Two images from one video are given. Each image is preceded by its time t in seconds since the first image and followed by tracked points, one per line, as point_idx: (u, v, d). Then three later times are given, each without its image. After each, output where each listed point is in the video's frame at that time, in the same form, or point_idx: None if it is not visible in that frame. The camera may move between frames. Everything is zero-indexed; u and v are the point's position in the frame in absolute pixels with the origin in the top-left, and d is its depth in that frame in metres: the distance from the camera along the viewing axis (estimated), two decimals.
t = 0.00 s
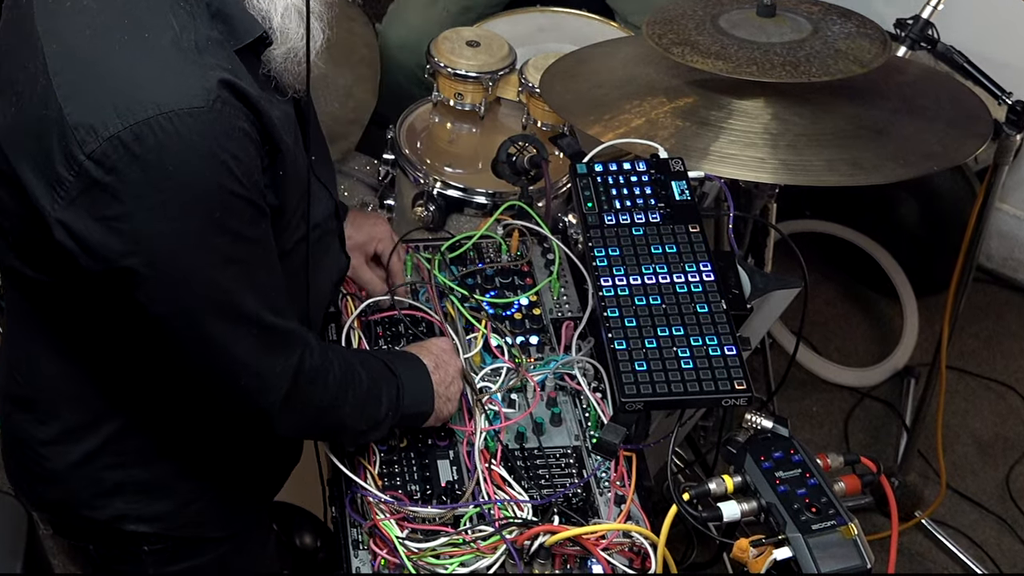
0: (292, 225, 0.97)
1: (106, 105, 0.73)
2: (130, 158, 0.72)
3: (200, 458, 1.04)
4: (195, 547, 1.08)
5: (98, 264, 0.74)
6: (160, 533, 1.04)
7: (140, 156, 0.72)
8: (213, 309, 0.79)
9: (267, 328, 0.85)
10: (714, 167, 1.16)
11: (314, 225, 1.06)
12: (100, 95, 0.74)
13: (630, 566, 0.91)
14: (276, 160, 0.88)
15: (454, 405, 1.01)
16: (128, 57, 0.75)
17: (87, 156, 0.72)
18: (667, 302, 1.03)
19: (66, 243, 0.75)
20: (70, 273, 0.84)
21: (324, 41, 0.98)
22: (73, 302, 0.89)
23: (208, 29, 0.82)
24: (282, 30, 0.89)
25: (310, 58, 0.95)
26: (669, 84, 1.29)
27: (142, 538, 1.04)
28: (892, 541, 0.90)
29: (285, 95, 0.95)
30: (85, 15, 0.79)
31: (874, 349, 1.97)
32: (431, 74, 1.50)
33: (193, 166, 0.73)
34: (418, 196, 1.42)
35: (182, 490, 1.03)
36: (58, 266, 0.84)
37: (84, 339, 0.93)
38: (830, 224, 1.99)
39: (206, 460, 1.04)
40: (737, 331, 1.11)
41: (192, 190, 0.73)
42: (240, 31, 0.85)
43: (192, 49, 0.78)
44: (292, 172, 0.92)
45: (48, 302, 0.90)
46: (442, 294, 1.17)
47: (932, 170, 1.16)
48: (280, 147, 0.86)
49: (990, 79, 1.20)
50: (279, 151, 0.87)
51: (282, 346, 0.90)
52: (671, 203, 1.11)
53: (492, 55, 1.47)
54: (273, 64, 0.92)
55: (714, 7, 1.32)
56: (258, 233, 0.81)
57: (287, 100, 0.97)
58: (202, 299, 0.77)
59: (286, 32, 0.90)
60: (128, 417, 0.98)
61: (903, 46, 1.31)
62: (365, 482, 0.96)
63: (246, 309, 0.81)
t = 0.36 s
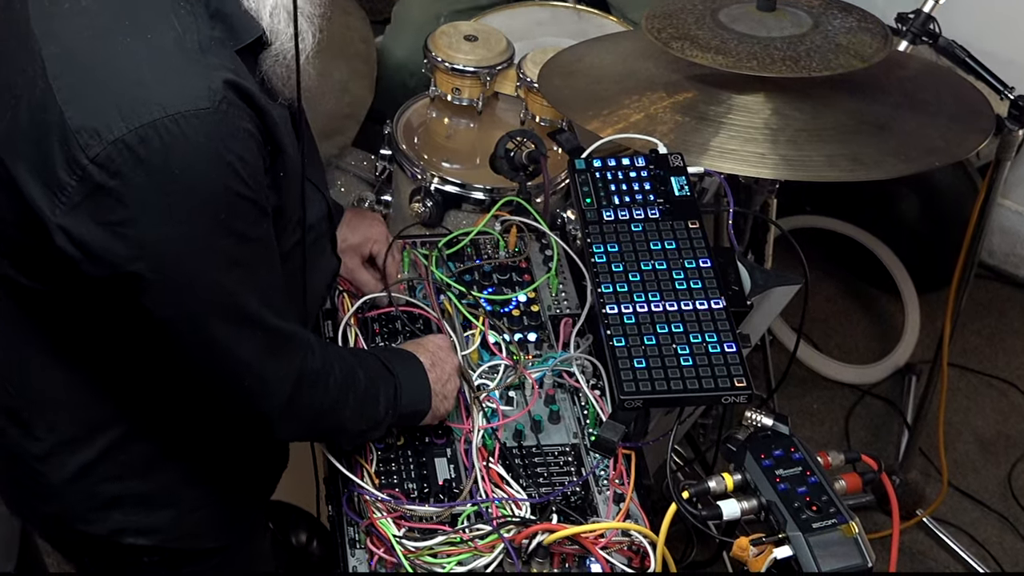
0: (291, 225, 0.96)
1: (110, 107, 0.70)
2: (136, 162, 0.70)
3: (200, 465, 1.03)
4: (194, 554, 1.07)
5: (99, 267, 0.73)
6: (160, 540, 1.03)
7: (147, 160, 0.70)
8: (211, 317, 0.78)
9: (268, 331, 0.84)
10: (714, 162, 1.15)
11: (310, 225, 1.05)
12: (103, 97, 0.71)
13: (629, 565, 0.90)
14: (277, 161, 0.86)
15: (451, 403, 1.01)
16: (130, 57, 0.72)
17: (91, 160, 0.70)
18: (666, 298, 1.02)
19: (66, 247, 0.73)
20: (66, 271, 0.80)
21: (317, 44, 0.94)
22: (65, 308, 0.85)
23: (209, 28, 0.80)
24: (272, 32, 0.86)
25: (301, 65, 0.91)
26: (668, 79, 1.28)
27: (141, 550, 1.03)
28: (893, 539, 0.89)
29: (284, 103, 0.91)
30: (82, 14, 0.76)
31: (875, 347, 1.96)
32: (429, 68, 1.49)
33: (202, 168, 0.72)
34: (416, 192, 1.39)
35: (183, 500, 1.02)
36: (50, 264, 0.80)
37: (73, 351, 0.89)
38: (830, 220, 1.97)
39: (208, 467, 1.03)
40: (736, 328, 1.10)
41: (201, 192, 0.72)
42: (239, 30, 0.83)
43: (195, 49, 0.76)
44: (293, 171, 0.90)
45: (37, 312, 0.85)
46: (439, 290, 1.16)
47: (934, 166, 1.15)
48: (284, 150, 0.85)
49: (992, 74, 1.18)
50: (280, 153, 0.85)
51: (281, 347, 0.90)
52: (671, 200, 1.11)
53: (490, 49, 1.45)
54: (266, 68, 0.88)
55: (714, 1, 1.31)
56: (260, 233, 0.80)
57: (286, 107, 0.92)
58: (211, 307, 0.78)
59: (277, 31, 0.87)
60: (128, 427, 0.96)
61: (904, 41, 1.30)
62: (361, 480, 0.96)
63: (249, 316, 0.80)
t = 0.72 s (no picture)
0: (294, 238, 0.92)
1: (122, 114, 0.68)
2: (147, 169, 0.67)
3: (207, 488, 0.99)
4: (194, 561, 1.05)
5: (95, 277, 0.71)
6: (167, 552, 1.01)
7: (159, 167, 0.67)
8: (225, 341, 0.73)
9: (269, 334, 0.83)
10: (714, 158, 1.14)
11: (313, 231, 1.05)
12: (115, 104, 0.69)
13: (628, 565, 0.89)
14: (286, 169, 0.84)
15: (474, 420, 0.94)
16: (142, 62, 0.71)
17: (99, 168, 0.67)
18: (666, 294, 1.01)
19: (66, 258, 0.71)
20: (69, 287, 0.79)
21: (325, 40, 0.93)
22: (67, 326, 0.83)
23: (221, 32, 0.78)
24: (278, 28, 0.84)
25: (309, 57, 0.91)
26: (668, 73, 1.27)
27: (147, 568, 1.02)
28: (894, 537, 0.89)
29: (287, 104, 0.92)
30: (92, 21, 0.74)
31: (877, 344, 1.95)
32: (426, 63, 1.48)
33: (213, 175, 0.68)
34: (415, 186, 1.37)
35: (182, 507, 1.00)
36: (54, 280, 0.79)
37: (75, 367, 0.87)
38: (832, 216, 1.98)
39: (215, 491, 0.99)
40: (737, 325, 1.09)
41: (210, 200, 0.68)
42: (250, 32, 0.82)
43: (209, 53, 0.74)
44: (299, 178, 0.89)
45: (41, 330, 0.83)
46: (437, 287, 1.15)
47: (937, 161, 1.14)
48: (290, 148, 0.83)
49: (994, 68, 1.17)
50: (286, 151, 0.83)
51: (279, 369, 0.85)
52: (670, 195, 1.10)
53: (488, 44, 1.44)
54: (272, 68, 0.90)
55: None
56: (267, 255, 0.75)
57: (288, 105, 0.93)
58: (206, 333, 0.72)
59: (284, 28, 0.86)
60: (126, 443, 0.94)
61: (906, 35, 1.29)
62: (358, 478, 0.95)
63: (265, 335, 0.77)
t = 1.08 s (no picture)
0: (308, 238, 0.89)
1: (127, 117, 0.67)
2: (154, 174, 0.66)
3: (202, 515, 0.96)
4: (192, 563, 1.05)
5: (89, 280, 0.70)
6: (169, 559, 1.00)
7: (165, 172, 0.66)
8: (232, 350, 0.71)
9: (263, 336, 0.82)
10: (714, 153, 1.13)
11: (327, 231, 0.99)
12: (121, 108, 0.68)
13: (627, 564, 0.88)
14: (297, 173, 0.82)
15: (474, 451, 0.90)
16: (146, 64, 0.70)
17: (106, 173, 0.66)
18: (666, 291, 1.00)
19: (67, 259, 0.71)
20: (78, 289, 0.77)
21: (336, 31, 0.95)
22: (71, 334, 0.81)
23: (226, 31, 0.77)
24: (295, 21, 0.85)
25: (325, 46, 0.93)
26: (667, 68, 1.26)
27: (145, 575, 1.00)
28: (895, 536, 0.88)
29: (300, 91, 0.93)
30: (93, 22, 0.73)
31: (879, 342, 1.94)
32: (423, 57, 1.47)
33: (220, 179, 0.67)
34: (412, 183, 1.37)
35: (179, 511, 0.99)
36: (61, 284, 0.77)
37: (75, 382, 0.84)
38: (830, 212, 1.97)
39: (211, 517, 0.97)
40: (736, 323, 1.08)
41: (212, 203, 0.67)
42: (256, 28, 0.80)
43: (215, 53, 0.73)
44: (312, 182, 0.85)
45: (41, 345, 0.80)
46: (434, 283, 1.14)
47: (939, 157, 1.13)
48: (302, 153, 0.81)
49: (995, 63, 1.16)
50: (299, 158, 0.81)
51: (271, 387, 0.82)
52: (670, 191, 1.09)
53: (485, 38, 1.43)
54: (284, 58, 0.90)
55: None
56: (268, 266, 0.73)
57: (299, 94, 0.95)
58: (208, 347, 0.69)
59: (302, 23, 0.86)
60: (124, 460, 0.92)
61: (907, 30, 1.28)
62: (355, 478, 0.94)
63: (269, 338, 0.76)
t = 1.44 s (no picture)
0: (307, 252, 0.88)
1: (132, 138, 0.67)
2: (160, 195, 0.66)
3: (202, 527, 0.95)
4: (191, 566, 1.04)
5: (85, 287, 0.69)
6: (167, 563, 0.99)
7: (172, 193, 0.66)
8: (235, 361, 0.72)
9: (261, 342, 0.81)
10: (714, 149, 1.12)
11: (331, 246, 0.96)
12: (126, 128, 0.67)
13: (626, 562, 0.88)
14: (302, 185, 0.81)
15: (463, 448, 0.91)
16: (151, 81, 0.69)
17: (111, 195, 0.66)
18: (665, 288, 1.00)
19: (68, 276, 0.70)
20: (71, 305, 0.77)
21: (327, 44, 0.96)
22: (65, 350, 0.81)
23: (230, 46, 0.76)
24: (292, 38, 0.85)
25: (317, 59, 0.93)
26: (667, 63, 1.25)
27: None
28: (897, 534, 0.87)
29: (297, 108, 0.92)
30: (95, 38, 0.71)
31: (880, 340, 1.93)
32: (421, 52, 1.45)
33: (228, 201, 0.68)
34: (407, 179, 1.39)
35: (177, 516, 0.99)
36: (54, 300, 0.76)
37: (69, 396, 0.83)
38: (830, 208, 1.96)
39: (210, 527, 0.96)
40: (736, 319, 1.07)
41: (217, 224, 0.67)
42: (260, 42, 0.80)
43: (221, 69, 0.72)
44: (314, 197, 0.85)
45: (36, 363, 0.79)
46: (432, 280, 1.13)
47: (942, 153, 1.13)
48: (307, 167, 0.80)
49: (998, 58, 1.15)
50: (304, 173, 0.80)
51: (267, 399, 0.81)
52: (669, 186, 1.08)
53: (483, 33, 1.42)
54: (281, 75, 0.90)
55: None
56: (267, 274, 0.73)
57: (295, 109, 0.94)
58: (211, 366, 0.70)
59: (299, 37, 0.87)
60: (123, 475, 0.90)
61: (909, 24, 1.27)
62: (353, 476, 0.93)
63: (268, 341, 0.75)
